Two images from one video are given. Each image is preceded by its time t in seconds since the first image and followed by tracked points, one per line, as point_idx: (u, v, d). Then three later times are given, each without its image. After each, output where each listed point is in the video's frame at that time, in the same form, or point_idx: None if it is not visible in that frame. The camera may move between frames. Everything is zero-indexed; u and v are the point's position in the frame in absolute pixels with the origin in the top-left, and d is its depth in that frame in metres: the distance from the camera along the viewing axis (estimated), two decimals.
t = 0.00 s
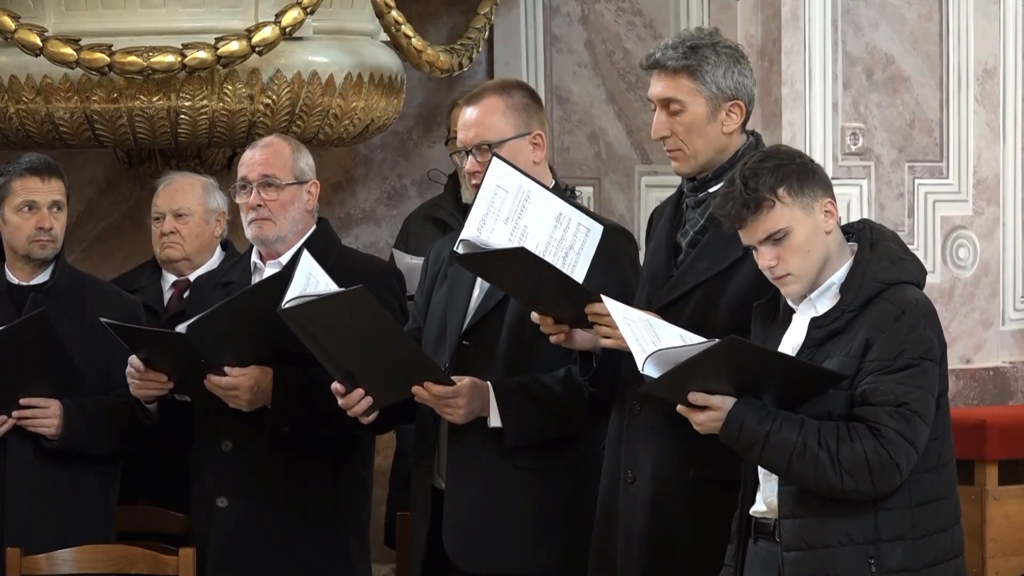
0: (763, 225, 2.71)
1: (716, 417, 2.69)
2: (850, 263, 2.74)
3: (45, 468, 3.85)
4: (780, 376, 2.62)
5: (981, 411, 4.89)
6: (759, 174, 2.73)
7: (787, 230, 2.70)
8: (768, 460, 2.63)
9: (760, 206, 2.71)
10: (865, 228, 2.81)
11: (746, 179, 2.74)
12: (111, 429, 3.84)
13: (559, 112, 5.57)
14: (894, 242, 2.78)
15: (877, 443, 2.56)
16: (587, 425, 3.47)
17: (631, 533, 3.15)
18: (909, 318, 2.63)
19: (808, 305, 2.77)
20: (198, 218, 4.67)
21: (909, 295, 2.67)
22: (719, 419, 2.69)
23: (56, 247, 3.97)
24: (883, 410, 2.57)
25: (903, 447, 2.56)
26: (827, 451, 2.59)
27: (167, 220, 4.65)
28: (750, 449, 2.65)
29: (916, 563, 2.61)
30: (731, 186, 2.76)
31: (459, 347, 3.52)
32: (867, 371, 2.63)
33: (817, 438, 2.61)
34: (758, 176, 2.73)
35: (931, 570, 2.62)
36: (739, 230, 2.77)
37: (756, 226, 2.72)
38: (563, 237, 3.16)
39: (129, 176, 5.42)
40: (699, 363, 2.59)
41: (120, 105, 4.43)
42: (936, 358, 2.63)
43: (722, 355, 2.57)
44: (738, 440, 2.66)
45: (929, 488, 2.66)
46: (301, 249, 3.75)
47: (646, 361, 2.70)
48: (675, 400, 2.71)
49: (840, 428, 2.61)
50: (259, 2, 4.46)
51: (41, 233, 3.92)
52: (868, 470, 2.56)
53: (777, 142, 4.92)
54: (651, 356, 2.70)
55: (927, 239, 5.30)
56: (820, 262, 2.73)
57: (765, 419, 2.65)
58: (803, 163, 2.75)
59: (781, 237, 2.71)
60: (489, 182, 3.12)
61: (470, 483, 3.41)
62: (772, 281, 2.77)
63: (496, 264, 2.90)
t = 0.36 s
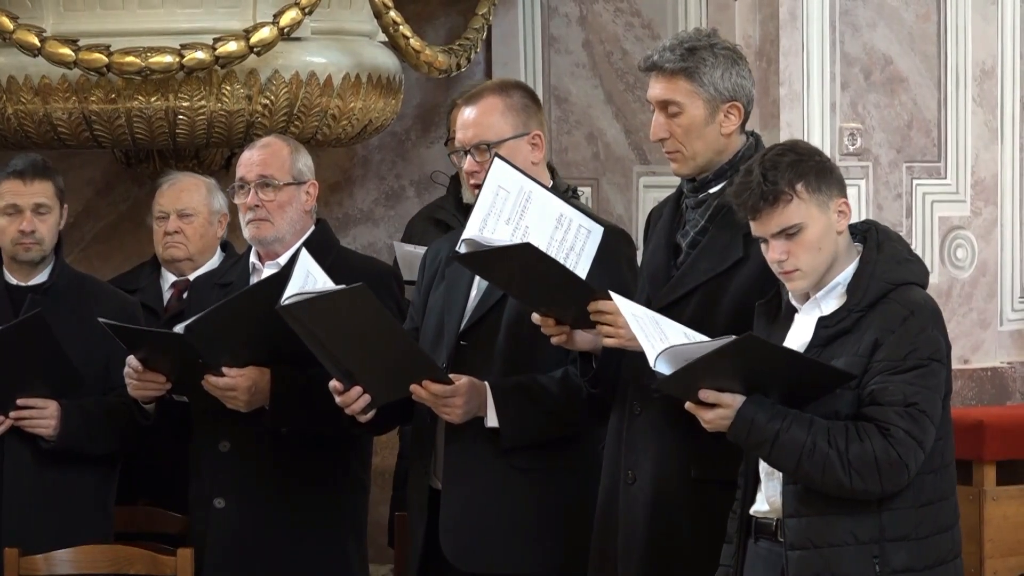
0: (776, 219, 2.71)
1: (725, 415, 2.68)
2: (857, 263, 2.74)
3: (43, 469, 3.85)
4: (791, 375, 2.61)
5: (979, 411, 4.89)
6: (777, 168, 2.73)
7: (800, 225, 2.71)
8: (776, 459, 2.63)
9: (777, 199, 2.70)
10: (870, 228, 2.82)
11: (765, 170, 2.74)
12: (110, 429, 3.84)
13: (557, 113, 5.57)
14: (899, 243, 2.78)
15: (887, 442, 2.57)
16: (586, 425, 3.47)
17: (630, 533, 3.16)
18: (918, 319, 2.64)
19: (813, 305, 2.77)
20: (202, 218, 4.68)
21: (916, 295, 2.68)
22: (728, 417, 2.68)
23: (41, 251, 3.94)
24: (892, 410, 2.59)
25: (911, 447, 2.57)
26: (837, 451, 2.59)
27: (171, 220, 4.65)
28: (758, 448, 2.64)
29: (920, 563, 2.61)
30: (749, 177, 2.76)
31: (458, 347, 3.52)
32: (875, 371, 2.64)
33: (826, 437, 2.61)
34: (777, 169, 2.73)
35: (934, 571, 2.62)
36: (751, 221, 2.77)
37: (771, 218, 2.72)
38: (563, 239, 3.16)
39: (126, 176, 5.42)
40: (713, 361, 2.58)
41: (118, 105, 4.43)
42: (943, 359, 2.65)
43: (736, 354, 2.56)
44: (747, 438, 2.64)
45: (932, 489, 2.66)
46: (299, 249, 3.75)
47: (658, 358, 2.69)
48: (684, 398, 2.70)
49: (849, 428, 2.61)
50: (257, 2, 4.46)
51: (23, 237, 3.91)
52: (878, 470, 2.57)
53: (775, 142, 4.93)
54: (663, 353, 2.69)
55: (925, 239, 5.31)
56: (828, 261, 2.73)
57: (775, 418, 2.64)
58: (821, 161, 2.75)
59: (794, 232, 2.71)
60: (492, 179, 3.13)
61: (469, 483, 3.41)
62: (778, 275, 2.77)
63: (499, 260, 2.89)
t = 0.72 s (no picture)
0: (781, 216, 2.70)
1: (730, 414, 2.67)
2: (860, 263, 2.74)
3: (40, 469, 3.84)
4: (797, 375, 2.61)
5: (978, 411, 4.89)
6: (784, 165, 2.73)
7: (806, 224, 2.70)
8: (782, 458, 2.62)
9: (784, 197, 2.70)
10: (872, 228, 2.81)
11: (772, 167, 2.73)
12: (107, 430, 3.84)
13: (555, 112, 5.56)
14: (900, 243, 2.78)
15: (892, 441, 2.57)
16: (584, 425, 3.46)
17: (626, 533, 3.15)
18: (922, 317, 2.64)
19: (816, 304, 2.77)
20: (208, 218, 4.67)
21: (920, 295, 2.68)
22: (734, 416, 2.67)
23: (26, 253, 3.94)
24: (898, 409, 2.59)
25: (917, 446, 2.57)
26: (843, 450, 2.59)
27: (177, 220, 4.63)
28: (764, 447, 2.64)
29: (923, 562, 2.61)
30: (756, 173, 2.75)
31: (456, 347, 3.52)
32: (880, 370, 2.63)
33: (832, 437, 2.60)
34: (785, 167, 2.73)
35: (937, 571, 2.62)
36: (756, 218, 2.76)
37: (777, 215, 2.71)
38: (560, 239, 3.14)
39: (124, 177, 5.42)
40: (720, 359, 2.58)
41: (115, 105, 4.43)
42: (947, 359, 2.65)
43: (743, 353, 2.56)
44: (753, 438, 2.64)
45: (936, 488, 2.66)
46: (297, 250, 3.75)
47: (664, 357, 2.70)
48: (689, 397, 2.70)
49: (854, 427, 2.61)
50: (254, 2, 4.46)
51: (7, 238, 3.92)
52: (884, 469, 2.57)
53: (772, 142, 4.94)
54: (670, 353, 2.69)
55: (924, 239, 5.32)
56: (831, 260, 2.73)
57: (780, 418, 2.63)
58: (828, 160, 2.75)
59: (799, 231, 2.71)
60: (487, 182, 3.13)
61: (468, 483, 3.41)
62: (780, 273, 2.76)
63: (498, 260, 2.88)
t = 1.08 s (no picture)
0: (782, 216, 2.70)
1: (733, 413, 2.68)
2: (862, 262, 2.74)
3: (39, 469, 3.85)
4: (800, 374, 2.61)
5: (978, 411, 4.90)
6: (786, 165, 2.73)
7: (807, 224, 2.70)
8: (783, 458, 2.62)
9: (786, 196, 2.70)
10: (873, 228, 2.81)
11: (774, 167, 2.73)
12: (106, 430, 3.84)
13: (555, 112, 5.57)
14: (900, 243, 2.78)
15: (894, 441, 2.57)
16: (584, 425, 3.47)
17: (625, 533, 3.15)
18: (924, 317, 2.64)
19: (817, 304, 2.77)
20: (207, 218, 4.66)
21: (920, 295, 2.68)
22: (736, 415, 2.68)
23: (23, 253, 3.94)
24: (900, 408, 2.59)
25: (918, 446, 2.57)
26: (844, 449, 2.59)
27: (177, 220, 4.62)
28: (765, 447, 2.64)
29: (924, 562, 2.61)
30: (758, 172, 2.75)
31: (455, 347, 3.52)
32: (882, 369, 2.64)
33: (834, 436, 2.60)
34: (787, 167, 2.72)
35: (937, 570, 2.62)
36: (757, 217, 2.76)
37: (778, 215, 2.71)
38: (554, 240, 3.14)
39: (123, 176, 5.42)
40: (724, 358, 2.58)
41: (115, 105, 4.43)
42: (949, 359, 2.66)
43: (746, 352, 2.56)
44: (755, 438, 2.64)
45: (936, 488, 2.67)
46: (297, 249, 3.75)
47: (667, 356, 2.70)
48: (691, 395, 2.70)
49: (856, 427, 2.61)
50: (254, 2, 4.46)
51: (2, 238, 3.93)
52: (885, 468, 2.57)
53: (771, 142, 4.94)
54: (674, 351, 2.69)
55: (923, 239, 5.32)
56: (832, 260, 2.73)
57: (783, 417, 2.63)
58: (830, 161, 2.75)
59: (800, 231, 2.71)
60: (483, 181, 3.14)
61: (468, 482, 3.41)
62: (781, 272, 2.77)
63: (497, 259, 2.88)
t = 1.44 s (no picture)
0: (778, 220, 2.71)
1: (728, 415, 2.67)
2: (860, 264, 2.74)
3: (39, 470, 3.85)
4: (794, 375, 2.61)
5: (978, 411, 4.90)
6: (781, 169, 2.73)
7: (803, 227, 2.70)
8: (779, 459, 2.63)
9: (780, 200, 2.70)
10: (872, 228, 2.81)
11: (769, 172, 2.74)
12: (107, 430, 3.84)
13: (555, 113, 5.57)
14: (900, 243, 2.78)
15: (889, 442, 2.57)
16: (584, 425, 3.46)
17: (625, 534, 3.16)
18: (920, 318, 2.64)
19: (816, 305, 2.77)
20: (204, 217, 4.66)
21: (918, 295, 2.68)
22: (731, 417, 2.67)
23: (23, 253, 3.94)
24: (894, 410, 2.58)
25: (913, 447, 2.57)
26: (839, 451, 2.59)
27: (174, 219, 4.62)
28: (760, 449, 2.64)
29: (922, 562, 2.61)
30: (753, 176, 2.76)
31: (456, 348, 3.52)
32: (877, 370, 2.64)
33: (828, 438, 2.60)
34: (781, 171, 2.73)
35: (937, 570, 2.62)
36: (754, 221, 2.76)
37: (774, 219, 2.71)
38: (553, 238, 3.14)
39: (124, 176, 5.42)
40: (717, 360, 2.57)
41: (115, 105, 4.43)
42: (946, 359, 2.65)
43: (739, 354, 2.56)
44: (750, 440, 2.64)
45: (935, 488, 2.66)
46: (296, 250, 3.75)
47: (661, 359, 2.70)
48: (686, 399, 2.70)
49: (851, 428, 2.61)
50: (255, 2, 4.46)
51: (2, 239, 3.93)
52: (880, 470, 2.57)
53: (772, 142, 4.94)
54: (666, 354, 2.69)
55: (924, 239, 5.32)
56: (830, 263, 2.73)
57: (777, 419, 2.63)
58: (825, 163, 2.75)
59: (796, 234, 2.71)
60: (483, 179, 3.14)
61: (467, 483, 3.41)
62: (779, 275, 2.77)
63: (494, 262, 2.89)
